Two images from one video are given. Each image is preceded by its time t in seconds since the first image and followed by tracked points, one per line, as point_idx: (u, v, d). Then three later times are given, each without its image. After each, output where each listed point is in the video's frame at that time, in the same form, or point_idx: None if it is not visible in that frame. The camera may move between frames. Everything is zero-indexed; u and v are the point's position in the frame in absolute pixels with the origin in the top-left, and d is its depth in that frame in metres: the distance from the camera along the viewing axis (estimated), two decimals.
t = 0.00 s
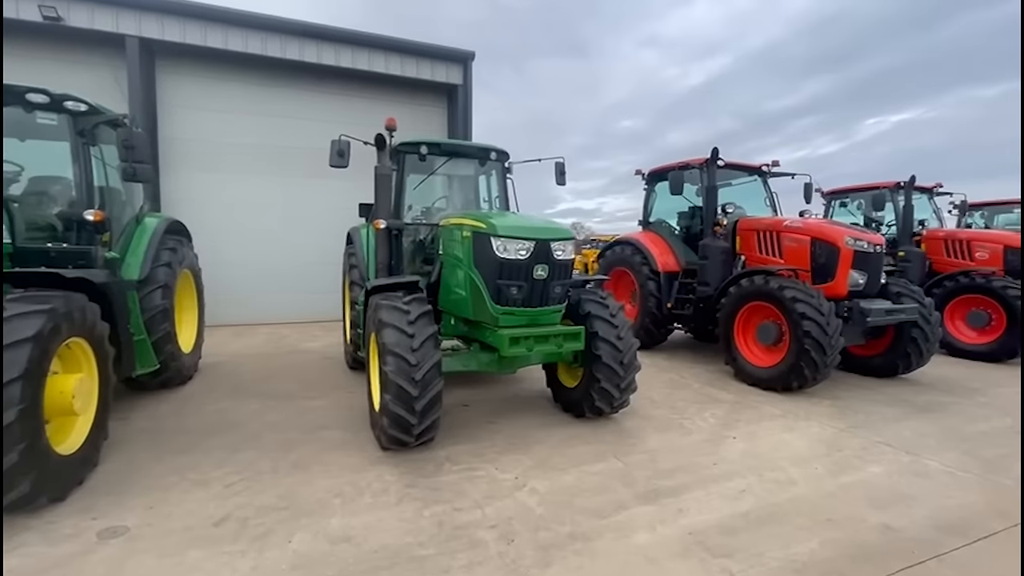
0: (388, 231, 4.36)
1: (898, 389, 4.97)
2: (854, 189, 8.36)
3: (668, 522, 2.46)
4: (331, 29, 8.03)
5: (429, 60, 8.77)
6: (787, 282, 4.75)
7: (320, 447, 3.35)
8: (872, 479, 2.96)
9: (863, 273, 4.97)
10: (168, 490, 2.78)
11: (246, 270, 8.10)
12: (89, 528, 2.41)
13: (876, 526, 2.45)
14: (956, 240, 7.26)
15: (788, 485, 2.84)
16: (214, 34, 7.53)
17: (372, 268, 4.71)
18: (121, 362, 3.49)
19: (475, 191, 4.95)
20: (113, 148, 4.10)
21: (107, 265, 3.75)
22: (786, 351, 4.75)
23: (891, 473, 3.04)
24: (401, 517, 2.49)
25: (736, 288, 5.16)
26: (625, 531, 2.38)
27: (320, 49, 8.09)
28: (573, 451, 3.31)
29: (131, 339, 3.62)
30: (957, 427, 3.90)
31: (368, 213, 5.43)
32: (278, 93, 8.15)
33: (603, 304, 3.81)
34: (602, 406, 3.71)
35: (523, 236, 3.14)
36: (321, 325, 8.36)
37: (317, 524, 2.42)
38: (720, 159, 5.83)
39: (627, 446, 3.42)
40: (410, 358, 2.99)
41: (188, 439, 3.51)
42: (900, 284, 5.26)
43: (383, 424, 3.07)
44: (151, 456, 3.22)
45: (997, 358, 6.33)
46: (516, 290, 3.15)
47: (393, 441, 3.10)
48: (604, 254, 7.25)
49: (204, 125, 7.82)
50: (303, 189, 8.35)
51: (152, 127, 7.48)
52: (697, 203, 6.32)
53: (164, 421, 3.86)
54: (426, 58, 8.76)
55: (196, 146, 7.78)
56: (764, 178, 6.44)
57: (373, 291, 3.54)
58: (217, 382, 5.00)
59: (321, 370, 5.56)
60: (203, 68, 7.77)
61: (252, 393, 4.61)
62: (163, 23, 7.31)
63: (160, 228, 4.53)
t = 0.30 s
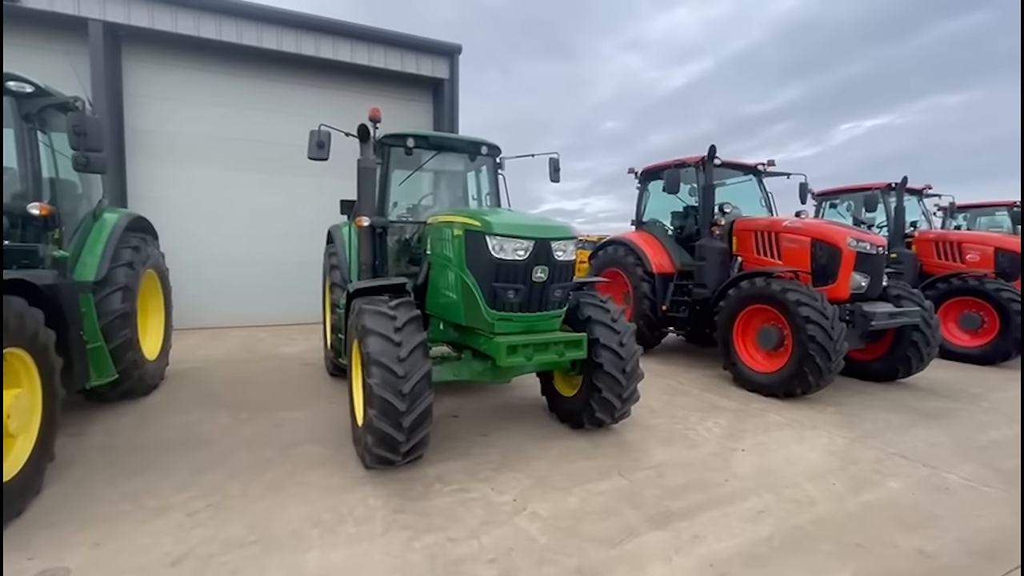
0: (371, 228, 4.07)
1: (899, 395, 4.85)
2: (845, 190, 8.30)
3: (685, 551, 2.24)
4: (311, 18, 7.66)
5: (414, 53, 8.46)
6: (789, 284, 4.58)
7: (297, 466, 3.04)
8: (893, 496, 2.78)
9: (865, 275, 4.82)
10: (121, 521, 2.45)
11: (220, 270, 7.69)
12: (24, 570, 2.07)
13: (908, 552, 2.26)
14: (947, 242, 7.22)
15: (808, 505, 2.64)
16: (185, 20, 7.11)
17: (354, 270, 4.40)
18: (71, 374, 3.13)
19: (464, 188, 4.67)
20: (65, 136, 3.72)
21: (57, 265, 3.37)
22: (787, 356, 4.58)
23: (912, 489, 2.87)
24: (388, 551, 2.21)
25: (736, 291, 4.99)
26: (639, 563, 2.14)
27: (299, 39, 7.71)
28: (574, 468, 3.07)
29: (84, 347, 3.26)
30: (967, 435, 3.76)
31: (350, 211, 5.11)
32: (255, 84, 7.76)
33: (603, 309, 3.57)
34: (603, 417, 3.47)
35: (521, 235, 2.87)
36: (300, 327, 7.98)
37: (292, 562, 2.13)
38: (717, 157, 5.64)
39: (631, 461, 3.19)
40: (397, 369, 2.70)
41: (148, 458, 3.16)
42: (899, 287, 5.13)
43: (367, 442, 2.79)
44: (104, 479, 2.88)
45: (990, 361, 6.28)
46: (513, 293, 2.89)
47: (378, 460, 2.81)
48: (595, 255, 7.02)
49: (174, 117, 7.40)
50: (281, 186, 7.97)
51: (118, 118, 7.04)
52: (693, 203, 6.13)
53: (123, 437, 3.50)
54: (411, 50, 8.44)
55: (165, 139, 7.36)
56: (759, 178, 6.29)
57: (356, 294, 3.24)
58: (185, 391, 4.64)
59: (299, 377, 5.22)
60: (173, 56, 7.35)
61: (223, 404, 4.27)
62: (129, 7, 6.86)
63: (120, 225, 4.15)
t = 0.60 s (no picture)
0: (361, 225, 3.80)
1: (905, 399, 4.75)
2: (838, 191, 8.26)
3: None
4: (294, 6, 7.34)
5: (402, 44, 8.17)
6: (796, 285, 4.43)
7: (281, 485, 2.77)
8: (923, 511, 2.63)
9: (872, 276, 4.70)
10: (79, 555, 2.16)
11: (196, 269, 7.31)
12: None
13: None
14: (940, 243, 7.18)
15: (837, 523, 2.48)
16: (159, 5, 6.73)
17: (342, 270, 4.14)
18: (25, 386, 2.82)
19: (459, 184, 4.43)
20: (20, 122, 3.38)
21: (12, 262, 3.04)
22: (794, 360, 4.44)
23: (940, 502, 2.73)
24: None
25: (740, 292, 4.84)
26: None
27: (281, 28, 7.38)
28: (584, 483, 2.86)
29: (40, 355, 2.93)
30: (981, 441, 3.66)
31: (337, 207, 4.83)
32: (234, 74, 7.40)
33: (611, 311, 3.36)
34: (611, 427, 3.27)
35: (529, 232, 2.64)
36: (281, 329, 7.63)
37: None
38: (718, 155, 5.49)
39: (643, 474, 2.99)
40: (393, 379, 2.45)
41: (112, 478, 2.86)
42: (903, 288, 5.04)
43: (360, 459, 2.53)
44: (61, 504, 2.57)
45: (986, 361, 6.23)
46: (520, 296, 2.66)
47: (371, 479, 2.56)
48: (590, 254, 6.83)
49: (147, 107, 7.01)
50: (263, 181, 7.62)
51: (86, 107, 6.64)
52: (692, 202, 5.97)
53: (86, 453, 3.18)
54: (399, 42, 8.16)
55: (138, 130, 6.97)
56: (757, 177, 6.17)
57: (347, 296, 2.98)
58: (157, 399, 4.30)
59: (282, 383, 4.92)
60: (147, 44, 6.97)
61: (199, 413, 3.96)
62: None
63: (84, 220, 3.81)
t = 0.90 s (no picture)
0: (352, 223, 3.53)
1: (910, 403, 4.66)
2: (832, 191, 8.21)
3: None
4: None
5: (390, 36, 7.87)
6: (804, 288, 4.30)
7: (265, 511, 2.51)
8: (956, 530, 2.49)
9: (879, 278, 4.62)
10: None
11: (173, 269, 6.94)
12: None
13: None
14: (933, 243, 7.14)
15: (871, 545, 2.32)
16: None
17: (330, 271, 3.87)
18: None
19: (455, 180, 4.19)
20: None
21: None
22: (801, 365, 4.30)
23: (971, 519, 2.60)
24: None
25: (744, 294, 4.69)
26: None
27: (263, 16, 7.04)
28: (598, 502, 2.66)
29: None
30: (996, 449, 3.56)
31: (323, 204, 4.55)
32: (212, 64, 7.03)
33: (620, 316, 3.16)
34: (621, 439, 3.07)
35: (539, 232, 2.43)
36: (263, 332, 7.28)
37: None
38: (719, 154, 5.35)
39: (659, 491, 2.80)
40: (392, 395, 2.21)
41: (74, 505, 2.57)
42: (906, 290, 4.93)
43: (354, 483, 2.28)
44: (14, 538, 2.27)
45: (982, 363, 6.23)
46: (530, 301, 2.44)
47: (367, 504, 2.32)
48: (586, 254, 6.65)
49: (118, 97, 6.60)
50: (244, 177, 7.26)
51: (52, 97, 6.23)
52: (691, 201, 5.82)
53: (45, 475, 2.87)
54: (387, 33, 7.86)
55: (108, 122, 6.56)
56: (756, 176, 6.06)
57: (337, 301, 2.72)
58: (128, 411, 3.98)
59: (264, 391, 4.63)
60: (119, 30, 6.58)
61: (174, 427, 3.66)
62: None
63: (46, 217, 3.47)
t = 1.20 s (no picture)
0: (336, 219, 3.26)
1: (914, 407, 4.55)
2: (824, 190, 8.15)
3: None
4: None
5: (375, 26, 7.57)
6: (810, 288, 4.15)
7: (237, 540, 2.24)
8: (989, 548, 2.34)
9: (884, 278, 4.49)
10: None
11: (144, 268, 6.55)
12: None
13: None
14: (925, 243, 7.11)
15: (905, 568, 2.16)
16: None
17: (311, 271, 3.59)
18: None
19: (446, 174, 3.93)
20: None
21: None
22: (807, 368, 4.15)
23: (1001, 535, 2.45)
24: None
25: (747, 294, 4.53)
26: None
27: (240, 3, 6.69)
28: (608, 523, 2.45)
29: None
30: (1010, 456, 3.45)
31: (304, 199, 4.26)
32: (186, 51, 6.66)
33: (626, 319, 2.95)
34: (627, 451, 2.86)
35: (547, 227, 2.19)
36: (240, 334, 6.93)
37: None
38: (719, 150, 5.18)
39: (671, 508, 2.60)
40: (382, 411, 1.96)
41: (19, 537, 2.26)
42: (909, 291, 4.82)
43: (339, 510, 2.03)
44: None
45: (975, 363, 6.19)
46: (535, 304, 2.21)
47: (353, 532, 2.06)
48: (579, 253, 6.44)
49: (82, 85, 6.18)
50: (220, 171, 6.89)
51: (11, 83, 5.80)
52: (689, 199, 5.65)
53: None
54: (372, 23, 7.54)
55: (71, 111, 6.13)
56: (753, 174, 5.92)
57: (320, 305, 2.45)
58: (89, 423, 3.64)
59: (240, 398, 4.32)
60: (84, 14, 6.17)
61: (140, 441, 3.35)
62: None
63: None
